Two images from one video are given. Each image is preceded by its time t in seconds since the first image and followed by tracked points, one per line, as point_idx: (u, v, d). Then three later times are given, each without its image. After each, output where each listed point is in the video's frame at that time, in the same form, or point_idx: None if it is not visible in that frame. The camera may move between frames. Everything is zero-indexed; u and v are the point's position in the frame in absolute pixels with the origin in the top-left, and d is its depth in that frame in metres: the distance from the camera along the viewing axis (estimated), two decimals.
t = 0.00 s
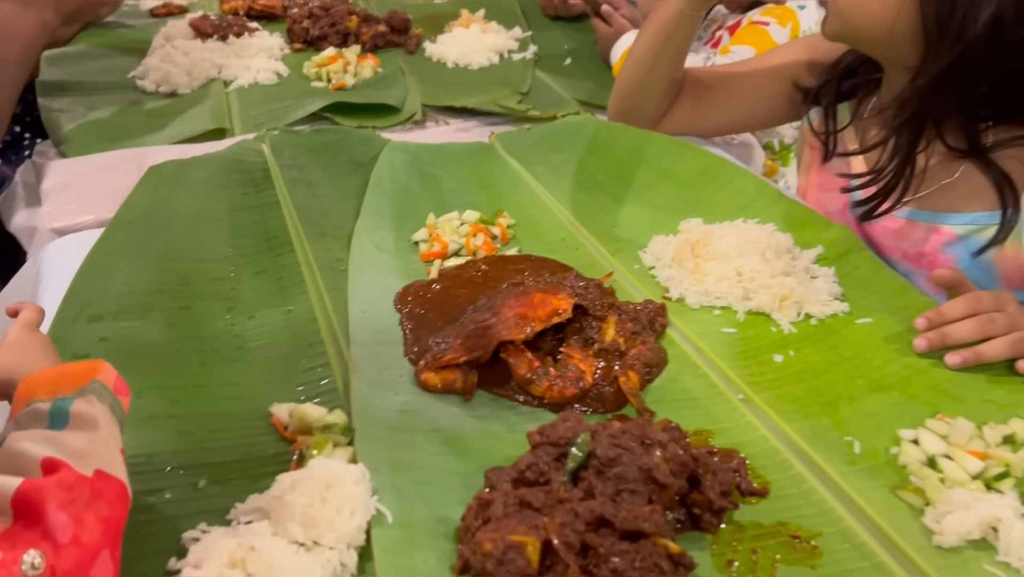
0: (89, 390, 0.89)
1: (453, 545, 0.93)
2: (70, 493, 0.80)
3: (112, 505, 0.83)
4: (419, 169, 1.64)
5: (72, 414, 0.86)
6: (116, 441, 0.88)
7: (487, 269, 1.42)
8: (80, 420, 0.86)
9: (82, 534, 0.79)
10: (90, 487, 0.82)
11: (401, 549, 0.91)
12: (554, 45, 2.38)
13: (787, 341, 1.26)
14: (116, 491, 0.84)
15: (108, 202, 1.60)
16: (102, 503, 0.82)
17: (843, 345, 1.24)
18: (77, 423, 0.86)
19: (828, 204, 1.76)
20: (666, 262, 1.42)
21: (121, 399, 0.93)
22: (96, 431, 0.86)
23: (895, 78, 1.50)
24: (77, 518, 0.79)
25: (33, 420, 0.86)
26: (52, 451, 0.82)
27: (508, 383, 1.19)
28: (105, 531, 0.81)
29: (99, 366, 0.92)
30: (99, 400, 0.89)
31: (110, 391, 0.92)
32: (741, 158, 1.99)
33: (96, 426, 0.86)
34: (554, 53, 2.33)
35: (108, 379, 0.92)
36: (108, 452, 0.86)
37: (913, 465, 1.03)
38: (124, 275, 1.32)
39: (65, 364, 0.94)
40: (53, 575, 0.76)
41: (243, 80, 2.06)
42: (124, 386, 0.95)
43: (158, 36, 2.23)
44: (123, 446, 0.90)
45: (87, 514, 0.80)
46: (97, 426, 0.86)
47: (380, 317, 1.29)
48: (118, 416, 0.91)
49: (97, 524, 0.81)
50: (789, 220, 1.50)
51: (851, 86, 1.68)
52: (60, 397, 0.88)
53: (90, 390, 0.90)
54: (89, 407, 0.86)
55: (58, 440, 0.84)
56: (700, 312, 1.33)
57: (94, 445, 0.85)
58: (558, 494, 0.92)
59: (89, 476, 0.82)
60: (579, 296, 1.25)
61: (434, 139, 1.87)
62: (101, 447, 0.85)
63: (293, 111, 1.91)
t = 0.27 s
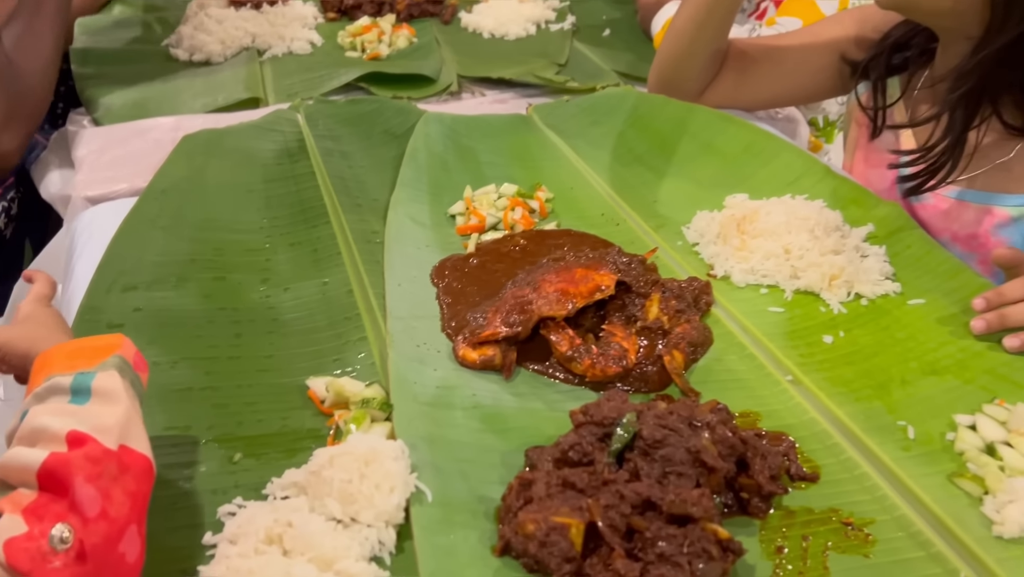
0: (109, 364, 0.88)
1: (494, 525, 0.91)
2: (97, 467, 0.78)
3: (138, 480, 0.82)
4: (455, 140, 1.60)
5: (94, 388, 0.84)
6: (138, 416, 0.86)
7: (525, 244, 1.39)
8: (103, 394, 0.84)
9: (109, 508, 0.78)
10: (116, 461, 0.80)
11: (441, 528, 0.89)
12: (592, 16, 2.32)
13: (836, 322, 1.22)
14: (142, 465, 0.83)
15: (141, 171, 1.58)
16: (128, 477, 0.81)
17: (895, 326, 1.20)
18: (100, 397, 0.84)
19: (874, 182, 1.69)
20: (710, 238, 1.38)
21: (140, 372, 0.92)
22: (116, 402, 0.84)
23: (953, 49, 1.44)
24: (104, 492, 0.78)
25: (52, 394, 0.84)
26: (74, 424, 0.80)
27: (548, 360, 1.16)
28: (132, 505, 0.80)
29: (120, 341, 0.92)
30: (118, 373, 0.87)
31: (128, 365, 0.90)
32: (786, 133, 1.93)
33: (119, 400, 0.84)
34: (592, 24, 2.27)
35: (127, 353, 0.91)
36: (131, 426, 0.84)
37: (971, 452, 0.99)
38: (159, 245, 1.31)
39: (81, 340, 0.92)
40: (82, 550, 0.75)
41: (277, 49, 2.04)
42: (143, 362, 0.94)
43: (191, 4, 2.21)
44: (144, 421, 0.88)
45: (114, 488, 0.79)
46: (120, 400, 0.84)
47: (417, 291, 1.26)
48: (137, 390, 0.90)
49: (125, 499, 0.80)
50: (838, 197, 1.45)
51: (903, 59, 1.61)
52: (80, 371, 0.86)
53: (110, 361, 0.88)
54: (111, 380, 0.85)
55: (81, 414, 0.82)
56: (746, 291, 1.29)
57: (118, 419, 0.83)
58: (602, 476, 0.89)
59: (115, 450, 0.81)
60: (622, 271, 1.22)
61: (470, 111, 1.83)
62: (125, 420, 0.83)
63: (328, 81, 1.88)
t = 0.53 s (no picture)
0: (124, 354, 0.86)
1: (517, 519, 0.88)
2: (118, 454, 0.76)
3: (158, 469, 0.79)
4: (477, 120, 1.57)
5: (111, 377, 0.82)
6: (155, 406, 0.84)
7: (550, 228, 1.35)
8: (120, 383, 0.82)
9: (131, 497, 0.75)
10: (137, 449, 0.78)
11: (462, 521, 0.86)
12: None
13: (873, 310, 1.17)
14: (161, 454, 0.80)
15: (159, 148, 1.56)
16: (149, 465, 0.79)
17: (934, 315, 1.15)
18: (117, 385, 0.82)
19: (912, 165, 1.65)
20: (741, 222, 1.34)
21: (156, 362, 0.90)
22: (136, 389, 0.82)
23: (999, 24, 1.38)
24: (125, 480, 0.75)
25: (68, 381, 0.81)
26: (93, 412, 0.78)
27: (574, 348, 1.13)
28: (152, 494, 0.78)
29: (135, 330, 0.91)
30: (135, 362, 0.85)
31: (144, 355, 0.88)
32: (819, 114, 1.88)
33: (137, 389, 0.82)
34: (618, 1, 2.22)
35: (143, 343, 0.90)
36: (150, 416, 0.82)
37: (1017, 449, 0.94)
38: (175, 225, 1.28)
39: (95, 330, 0.91)
40: (101, 538, 0.73)
41: (297, 25, 2.00)
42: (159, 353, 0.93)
43: None
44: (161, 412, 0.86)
45: (135, 476, 0.77)
46: (138, 389, 0.82)
47: (438, 274, 1.23)
48: (153, 380, 0.88)
49: (146, 487, 0.77)
50: (874, 180, 1.40)
51: (944, 37, 1.55)
52: (94, 360, 0.84)
53: (126, 349, 0.87)
54: (129, 369, 0.83)
55: (99, 401, 0.79)
56: (778, 277, 1.25)
57: (137, 408, 0.80)
58: (631, 469, 0.86)
59: (135, 438, 0.78)
60: (650, 257, 1.19)
61: (494, 89, 1.79)
62: (144, 410, 0.81)
63: (348, 58, 1.84)
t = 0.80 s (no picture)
0: (127, 345, 0.84)
1: (528, 516, 0.86)
2: (122, 446, 0.75)
3: (162, 462, 0.78)
4: (489, 106, 1.54)
5: (113, 369, 0.80)
6: (158, 399, 0.82)
7: (562, 216, 1.33)
8: (122, 375, 0.80)
9: (135, 490, 0.74)
10: (141, 441, 0.76)
11: (471, 517, 0.84)
12: None
13: (894, 302, 1.15)
14: (166, 448, 0.79)
15: (166, 134, 1.54)
16: (154, 459, 0.77)
17: (957, 307, 1.12)
18: (120, 377, 0.80)
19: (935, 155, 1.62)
20: (758, 212, 1.32)
21: (158, 354, 0.89)
22: (138, 381, 0.81)
23: None
24: (129, 473, 0.74)
25: (70, 373, 0.80)
26: (95, 405, 0.76)
27: (586, 339, 1.10)
28: (157, 488, 0.76)
29: (137, 322, 0.89)
30: (137, 355, 0.83)
31: (147, 346, 0.86)
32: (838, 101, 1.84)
33: (140, 381, 0.81)
34: None
35: (145, 334, 0.88)
36: (154, 409, 0.80)
37: None
38: (182, 212, 1.26)
39: (95, 321, 0.88)
40: (106, 531, 0.70)
41: (307, 10, 1.98)
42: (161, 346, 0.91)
43: None
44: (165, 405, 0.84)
45: (139, 469, 0.75)
46: (141, 381, 0.81)
47: (448, 263, 1.21)
48: (155, 373, 0.86)
49: (150, 481, 0.76)
50: (895, 169, 1.36)
51: (968, 22, 1.52)
52: (97, 351, 0.82)
53: (129, 341, 0.85)
54: (131, 360, 0.81)
55: (102, 394, 0.78)
56: (796, 268, 1.22)
57: (141, 401, 0.79)
58: (645, 466, 0.83)
59: (139, 431, 0.77)
60: (666, 247, 1.16)
61: (507, 75, 1.76)
62: (147, 402, 0.79)
63: (359, 44, 1.82)
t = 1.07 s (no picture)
0: (143, 345, 0.81)
1: (527, 516, 0.83)
2: (122, 454, 0.72)
3: (163, 472, 0.75)
4: (490, 97, 1.51)
5: (125, 370, 0.77)
6: (168, 404, 0.79)
7: (564, 209, 1.31)
8: (134, 378, 0.78)
9: (132, 501, 0.71)
10: (143, 450, 0.74)
11: (469, 518, 0.81)
12: None
13: (903, 296, 1.12)
14: (168, 457, 0.76)
15: (163, 126, 1.51)
16: (154, 468, 0.75)
17: (967, 302, 1.09)
18: (131, 379, 0.78)
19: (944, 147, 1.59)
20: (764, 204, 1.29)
21: (175, 356, 0.86)
22: (148, 385, 0.78)
23: None
24: (127, 482, 0.72)
25: (82, 371, 0.77)
26: (103, 407, 0.73)
27: (588, 334, 1.08)
28: (155, 499, 0.74)
29: (156, 321, 0.86)
30: (152, 357, 0.80)
31: (163, 348, 0.83)
32: (845, 91, 1.81)
33: (150, 385, 0.78)
34: None
35: (163, 335, 0.85)
36: (161, 416, 0.78)
37: None
38: (178, 205, 1.24)
39: (113, 317, 0.85)
40: (97, 543, 0.68)
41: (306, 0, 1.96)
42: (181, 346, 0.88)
43: None
44: (172, 408, 0.82)
45: (138, 479, 0.73)
46: (151, 385, 0.78)
47: (448, 257, 1.18)
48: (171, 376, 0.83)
49: (148, 491, 0.73)
50: (904, 160, 1.34)
51: (980, 12, 1.48)
52: (111, 350, 0.79)
53: (145, 341, 0.82)
54: (144, 363, 0.78)
55: (111, 395, 0.75)
56: (803, 261, 1.20)
57: (148, 405, 0.77)
58: (648, 465, 0.81)
59: (141, 438, 0.74)
60: (670, 239, 1.13)
61: (509, 66, 1.74)
62: (155, 408, 0.77)
63: (359, 34, 1.79)
